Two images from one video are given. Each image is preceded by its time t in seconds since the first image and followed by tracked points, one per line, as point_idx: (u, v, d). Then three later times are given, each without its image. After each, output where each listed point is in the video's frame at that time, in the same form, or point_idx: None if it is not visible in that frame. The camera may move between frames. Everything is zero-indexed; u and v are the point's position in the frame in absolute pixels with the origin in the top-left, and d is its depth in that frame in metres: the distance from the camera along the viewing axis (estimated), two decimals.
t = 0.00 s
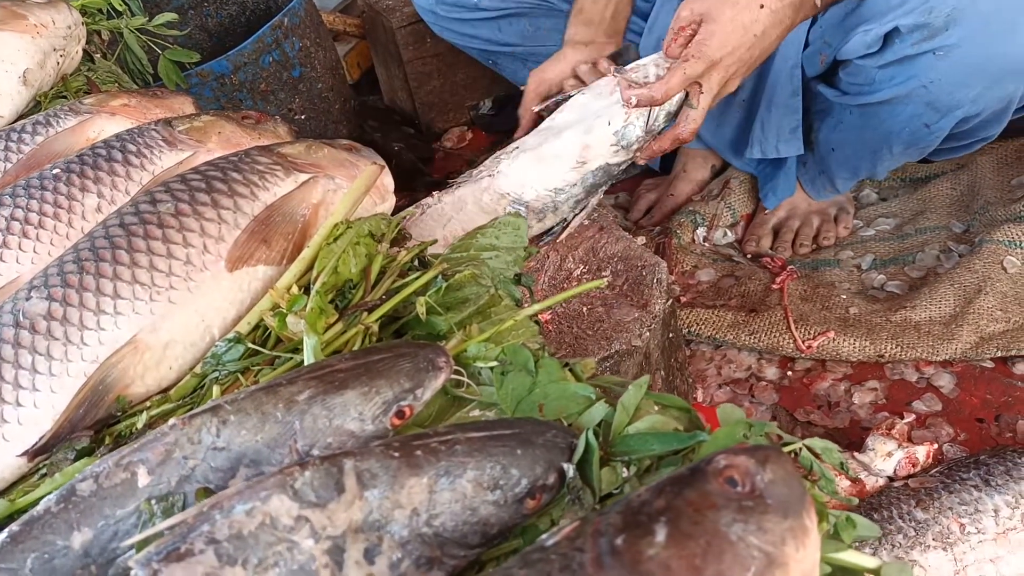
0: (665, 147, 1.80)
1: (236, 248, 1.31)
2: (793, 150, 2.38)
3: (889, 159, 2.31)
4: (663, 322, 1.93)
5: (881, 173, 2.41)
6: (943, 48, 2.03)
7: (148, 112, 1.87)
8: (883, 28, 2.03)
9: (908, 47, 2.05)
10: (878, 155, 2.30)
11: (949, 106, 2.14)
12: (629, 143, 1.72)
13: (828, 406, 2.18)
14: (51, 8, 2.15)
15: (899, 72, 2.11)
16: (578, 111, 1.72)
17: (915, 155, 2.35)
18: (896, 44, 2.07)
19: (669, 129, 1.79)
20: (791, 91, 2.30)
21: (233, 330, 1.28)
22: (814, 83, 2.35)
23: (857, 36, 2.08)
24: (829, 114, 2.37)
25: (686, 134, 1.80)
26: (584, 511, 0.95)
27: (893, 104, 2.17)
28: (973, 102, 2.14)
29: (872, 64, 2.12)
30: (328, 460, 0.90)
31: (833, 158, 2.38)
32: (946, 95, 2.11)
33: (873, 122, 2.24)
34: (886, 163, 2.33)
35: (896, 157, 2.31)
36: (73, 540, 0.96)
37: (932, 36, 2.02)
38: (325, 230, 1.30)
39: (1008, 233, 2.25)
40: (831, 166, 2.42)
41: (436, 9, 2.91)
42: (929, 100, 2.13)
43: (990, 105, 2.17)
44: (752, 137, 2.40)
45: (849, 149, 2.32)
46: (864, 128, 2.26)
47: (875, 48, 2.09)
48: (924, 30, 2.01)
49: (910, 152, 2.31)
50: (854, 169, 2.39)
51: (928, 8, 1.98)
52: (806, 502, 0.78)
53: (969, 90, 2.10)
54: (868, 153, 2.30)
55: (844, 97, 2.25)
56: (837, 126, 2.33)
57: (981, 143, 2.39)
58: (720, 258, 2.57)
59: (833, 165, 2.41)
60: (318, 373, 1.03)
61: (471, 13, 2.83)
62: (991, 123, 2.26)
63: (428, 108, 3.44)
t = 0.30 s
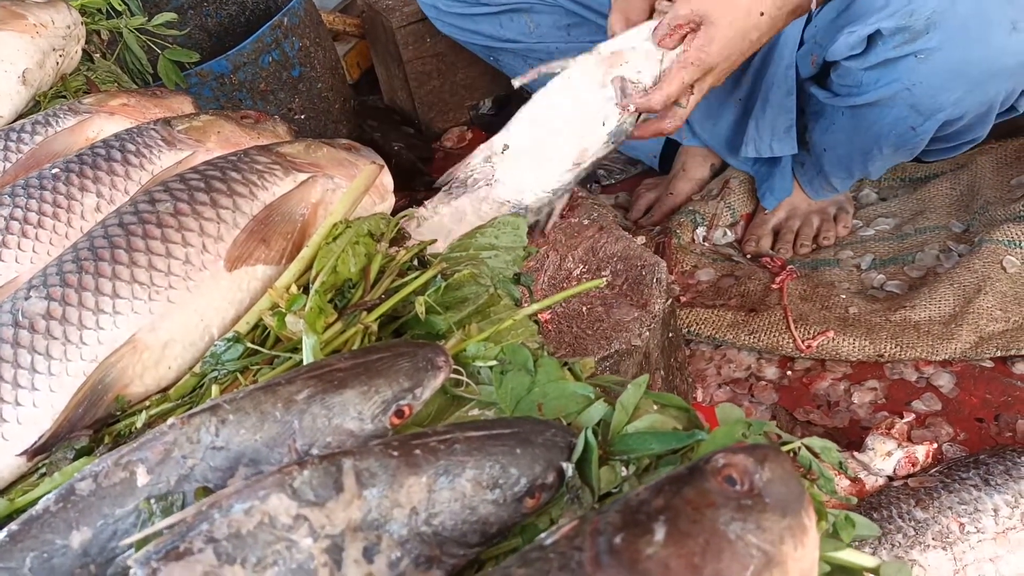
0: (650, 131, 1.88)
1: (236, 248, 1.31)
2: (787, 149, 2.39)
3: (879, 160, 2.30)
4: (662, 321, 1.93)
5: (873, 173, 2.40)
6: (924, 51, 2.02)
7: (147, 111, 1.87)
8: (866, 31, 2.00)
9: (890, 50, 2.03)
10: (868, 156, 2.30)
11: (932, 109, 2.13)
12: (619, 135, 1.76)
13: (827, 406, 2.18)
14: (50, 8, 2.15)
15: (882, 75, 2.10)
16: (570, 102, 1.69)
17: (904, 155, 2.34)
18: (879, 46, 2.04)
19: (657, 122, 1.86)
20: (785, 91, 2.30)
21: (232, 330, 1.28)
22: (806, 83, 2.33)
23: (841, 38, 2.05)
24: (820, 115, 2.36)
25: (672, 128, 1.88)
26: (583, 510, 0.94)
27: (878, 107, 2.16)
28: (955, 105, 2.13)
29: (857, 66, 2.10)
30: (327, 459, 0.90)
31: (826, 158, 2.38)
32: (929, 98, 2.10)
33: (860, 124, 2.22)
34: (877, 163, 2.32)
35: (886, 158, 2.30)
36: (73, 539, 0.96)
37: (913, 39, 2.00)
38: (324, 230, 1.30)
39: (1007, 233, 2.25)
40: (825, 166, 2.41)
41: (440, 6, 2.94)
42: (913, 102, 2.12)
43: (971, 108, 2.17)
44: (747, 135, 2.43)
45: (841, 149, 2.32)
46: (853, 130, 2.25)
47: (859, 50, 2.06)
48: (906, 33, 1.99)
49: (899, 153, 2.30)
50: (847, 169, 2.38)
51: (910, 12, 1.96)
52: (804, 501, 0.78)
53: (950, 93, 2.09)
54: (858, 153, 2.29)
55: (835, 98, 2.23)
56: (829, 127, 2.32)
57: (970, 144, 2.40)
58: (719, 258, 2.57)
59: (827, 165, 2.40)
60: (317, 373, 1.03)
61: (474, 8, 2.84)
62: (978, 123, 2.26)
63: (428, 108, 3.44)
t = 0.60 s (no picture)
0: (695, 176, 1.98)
1: (239, 248, 1.31)
2: (798, 151, 2.37)
3: (894, 161, 2.32)
4: (666, 322, 1.93)
5: (884, 175, 2.41)
6: (954, 55, 2.03)
7: (149, 111, 1.87)
8: (893, 33, 2.00)
9: (917, 52, 2.04)
10: (881, 157, 2.31)
11: (957, 111, 2.14)
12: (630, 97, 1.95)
13: (831, 406, 2.18)
14: (52, 8, 2.14)
15: (906, 76, 2.10)
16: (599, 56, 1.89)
17: (918, 158, 2.36)
18: (906, 48, 2.05)
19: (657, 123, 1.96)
20: (796, 94, 2.29)
21: (236, 331, 1.27)
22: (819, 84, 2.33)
23: (867, 39, 2.06)
24: (833, 115, 2.36)
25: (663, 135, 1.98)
26: (590, 512, 0.93)
27: (899, 108, 2.17)
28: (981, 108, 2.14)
29: (881, 66, 2.10)
30: (333, 461, 0.89)
31: (836, 158, 2.38)
32: (955, 100, 2.11)
33: (880, 125, 2.23)
34: (889, 166, 2.35)
35: (900, 160, 2.33)
36: (76, 541, 0.96)
37: (942, 42, 2.01)
38: (327, 230, 1.30)
39: (1011, 233, 2.25)
40: (834, 166, 2.41)
41: (437, 7, 2.94)
42: (938, 105, 2.13)
43: (998, 110, 2.18)
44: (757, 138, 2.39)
45: (854, 150, 2.32)
46: (869, 130, 2.26)
47: (884, 51, 2.07)
48: (935, 36, 2.00)
49: (914, 155, 2.32)
50: (857, 169, 2.39)
51: (940, 16, 1.97)
52: (814, 504, 0.78)
53: (976, 96, 2.11)
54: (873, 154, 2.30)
55: (850, 98, 2.23)
56: (839, 128, 2.33)
57: (980, 152, 2.43)
58: (722, 258, 2.57)
59: (836, 165, 2.40)
60: (322, 374, 1.02)
61: (474, 10, 2.84)
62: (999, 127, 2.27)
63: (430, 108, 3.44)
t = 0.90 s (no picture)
0: (682, 176, 1.98)
1: (245, 249, 1.32)
2: (801, 153, 2.37)
3: (895, 161, 2.33)
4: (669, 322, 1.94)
5: (886, 174, 2.41)
6: (949, 54, 2.03)
7: (154, 112, 1.87)
8: (889, 33, 2.01)
9: (913, 52, 2.04)
10: (883, 157, 2.31)
11: (955, 110, 2.14)
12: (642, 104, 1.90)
13: (835, 406, 2.18)
14: (56, 8, 2.14)
15: (904, 75, 2.11)
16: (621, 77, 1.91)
17: (920, 157, 2.36)
18: (902, 48, 2.05)
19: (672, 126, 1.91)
20: (797, 97, 2.28)
21: (242, 331, 1.28)
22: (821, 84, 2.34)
23: (863, 39, 2.06)
24: (835, 115, 2.37)
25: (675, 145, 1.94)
26: (596, 513, 0.94)
27: (898, 107, 2.17)
28: (979, 106, 2.14)
29: (878, 65, 2.11)
30: (341, 462, 0.90)
31: (838, 158, 2.37)
32: (952, 99, 2.11)
33: (881, 124, 2.23)
34: (891, 166, 2.35)
35: (902, 160, 2.33)
36: (85, 541, 0.96)
37: (937, 42, 2.01)
38: (333, 231, 1.30)
39: (1014, 233, 2.25)
40: (836, 166, 2.41)
41: (439, 13, 2.95)
42: (936, 103, 2.13)
43: (997, 107, 2.17)
44: (760, 141, 2.40)
45: (856, 151, 2.32)
46: (869, 130, 2.26)
47: (882, 51, 2.07)
48: (929, 35, 2.00)
49: (915, 155, 2.32)
50: (860, 170, 2.39)
51: (934, 15, 1.97)
52: (819, 504, 0.78)
53: (973, 94, 2.11)
54: (873, 154, 2.30)
55: (851, 98, 2.24)
56: (841, 128, 2.34)
57: (980, 150, 2.42)
58: (725, 258, 2.57)
59: (839, 165, 2.40)
60: (329, 374, 1.03)
61: (474, 16, 2.83)
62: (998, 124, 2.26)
63: (432, 108, 3.45)
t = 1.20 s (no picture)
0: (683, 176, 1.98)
1: (248, 248, 1.32)
2: (807, 161, 2.37)
3: (902, 166, 2.34)
4: (671, 321, 1.94)
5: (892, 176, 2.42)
6: (961, 69, 2.02)
7: (156, 111, 1.87)
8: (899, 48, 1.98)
9: (925, 66, 2.03)
10: (891, 161, 2.32)
11: (967, 122, 2.14)
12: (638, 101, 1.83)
13: (836, 405, 2.18)
14: (58, 8, 2.14)
15: (914, 87, 2.10)
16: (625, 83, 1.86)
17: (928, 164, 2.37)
18: (914, 62, 2.04)
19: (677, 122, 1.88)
20: (803, 105, 2.27)
21: (245, 330, 1.28)
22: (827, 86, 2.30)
23: (874, 52, 2.03)
24: (840, 116, 2.35)
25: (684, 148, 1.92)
26: (599, 512, 0.95)
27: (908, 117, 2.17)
28: (992, 118, 2.14)
29: (889, 76, 2.09)
30: (344, 460, 0.90)
31: (844, 160, 2.38)
32: (964, 112, 2.11)
33: (889, 132, 2.23)
34: (897, 169, 2.36)
35: (909, 166, 2.35)
36: (89, 540, 0.96)
37: (950, 58, 2.00)
38: (335, 230, 1.30)
39: (1016, 232, 2.26)
40: (841, 167, 2.41)
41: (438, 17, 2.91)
42: (947, 116, 2.13)
43: (1009, 120, 2.17)
44: (765, 150, 2.38)
45: (862, 154, 2.33)
46: (878, 137, 2.26)
47: (892, 64, 2.05)
48: (941, 52, 1.99)
49: (923, 162, 2.33)
50: (866, 172, 2.39)
51: (946, 32, 1.94)
52: (824, 503, 0.78)
53: (987, 108, 2.10)
54: (881, 158, 2.31)
55: (859, 103, 2.23)
56: (847, 129, 2.32)
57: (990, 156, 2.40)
58: (727, 257, 2.57)
59: (844, 166, 2.40)
60: (332, 373, 1.03)
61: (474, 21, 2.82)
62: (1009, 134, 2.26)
63: (434, 108, 3.45)
